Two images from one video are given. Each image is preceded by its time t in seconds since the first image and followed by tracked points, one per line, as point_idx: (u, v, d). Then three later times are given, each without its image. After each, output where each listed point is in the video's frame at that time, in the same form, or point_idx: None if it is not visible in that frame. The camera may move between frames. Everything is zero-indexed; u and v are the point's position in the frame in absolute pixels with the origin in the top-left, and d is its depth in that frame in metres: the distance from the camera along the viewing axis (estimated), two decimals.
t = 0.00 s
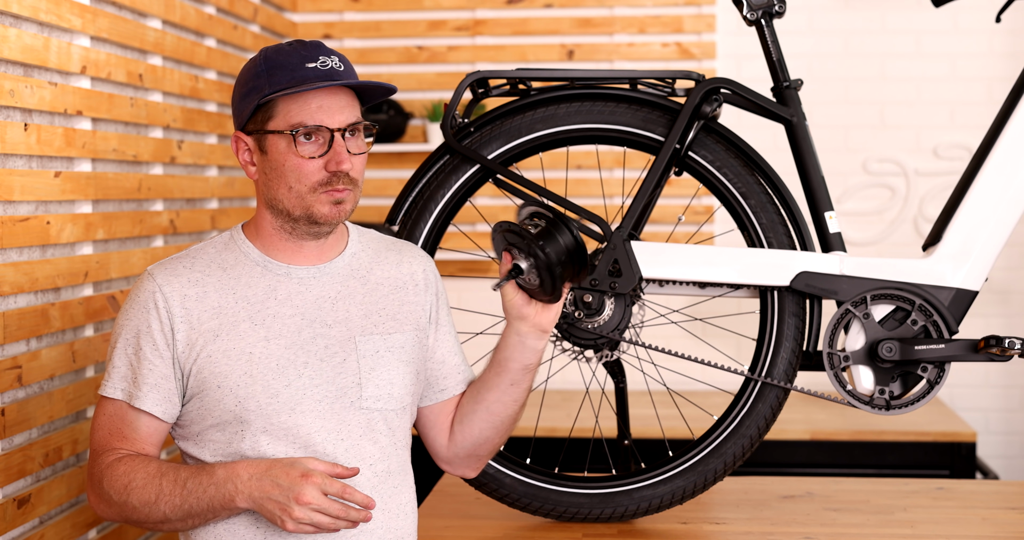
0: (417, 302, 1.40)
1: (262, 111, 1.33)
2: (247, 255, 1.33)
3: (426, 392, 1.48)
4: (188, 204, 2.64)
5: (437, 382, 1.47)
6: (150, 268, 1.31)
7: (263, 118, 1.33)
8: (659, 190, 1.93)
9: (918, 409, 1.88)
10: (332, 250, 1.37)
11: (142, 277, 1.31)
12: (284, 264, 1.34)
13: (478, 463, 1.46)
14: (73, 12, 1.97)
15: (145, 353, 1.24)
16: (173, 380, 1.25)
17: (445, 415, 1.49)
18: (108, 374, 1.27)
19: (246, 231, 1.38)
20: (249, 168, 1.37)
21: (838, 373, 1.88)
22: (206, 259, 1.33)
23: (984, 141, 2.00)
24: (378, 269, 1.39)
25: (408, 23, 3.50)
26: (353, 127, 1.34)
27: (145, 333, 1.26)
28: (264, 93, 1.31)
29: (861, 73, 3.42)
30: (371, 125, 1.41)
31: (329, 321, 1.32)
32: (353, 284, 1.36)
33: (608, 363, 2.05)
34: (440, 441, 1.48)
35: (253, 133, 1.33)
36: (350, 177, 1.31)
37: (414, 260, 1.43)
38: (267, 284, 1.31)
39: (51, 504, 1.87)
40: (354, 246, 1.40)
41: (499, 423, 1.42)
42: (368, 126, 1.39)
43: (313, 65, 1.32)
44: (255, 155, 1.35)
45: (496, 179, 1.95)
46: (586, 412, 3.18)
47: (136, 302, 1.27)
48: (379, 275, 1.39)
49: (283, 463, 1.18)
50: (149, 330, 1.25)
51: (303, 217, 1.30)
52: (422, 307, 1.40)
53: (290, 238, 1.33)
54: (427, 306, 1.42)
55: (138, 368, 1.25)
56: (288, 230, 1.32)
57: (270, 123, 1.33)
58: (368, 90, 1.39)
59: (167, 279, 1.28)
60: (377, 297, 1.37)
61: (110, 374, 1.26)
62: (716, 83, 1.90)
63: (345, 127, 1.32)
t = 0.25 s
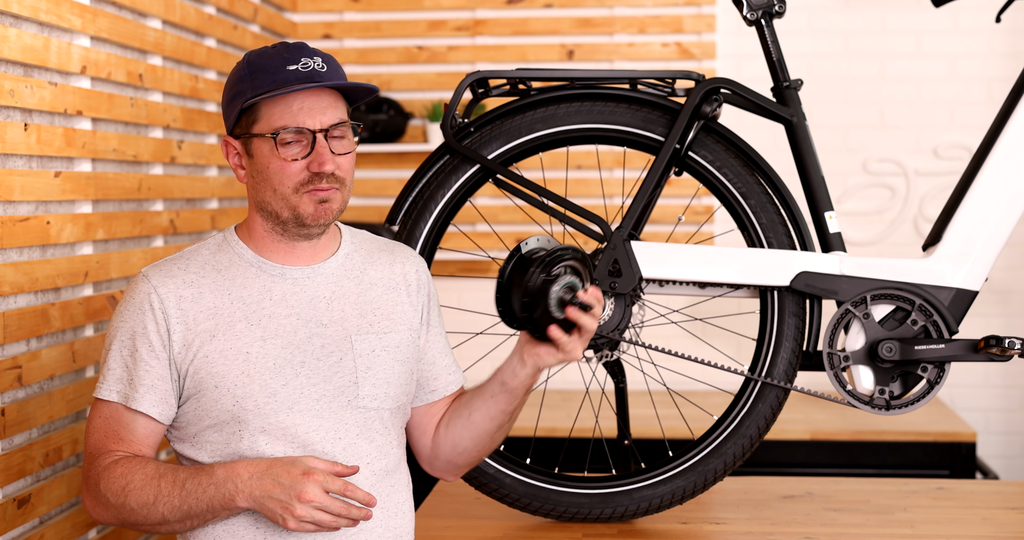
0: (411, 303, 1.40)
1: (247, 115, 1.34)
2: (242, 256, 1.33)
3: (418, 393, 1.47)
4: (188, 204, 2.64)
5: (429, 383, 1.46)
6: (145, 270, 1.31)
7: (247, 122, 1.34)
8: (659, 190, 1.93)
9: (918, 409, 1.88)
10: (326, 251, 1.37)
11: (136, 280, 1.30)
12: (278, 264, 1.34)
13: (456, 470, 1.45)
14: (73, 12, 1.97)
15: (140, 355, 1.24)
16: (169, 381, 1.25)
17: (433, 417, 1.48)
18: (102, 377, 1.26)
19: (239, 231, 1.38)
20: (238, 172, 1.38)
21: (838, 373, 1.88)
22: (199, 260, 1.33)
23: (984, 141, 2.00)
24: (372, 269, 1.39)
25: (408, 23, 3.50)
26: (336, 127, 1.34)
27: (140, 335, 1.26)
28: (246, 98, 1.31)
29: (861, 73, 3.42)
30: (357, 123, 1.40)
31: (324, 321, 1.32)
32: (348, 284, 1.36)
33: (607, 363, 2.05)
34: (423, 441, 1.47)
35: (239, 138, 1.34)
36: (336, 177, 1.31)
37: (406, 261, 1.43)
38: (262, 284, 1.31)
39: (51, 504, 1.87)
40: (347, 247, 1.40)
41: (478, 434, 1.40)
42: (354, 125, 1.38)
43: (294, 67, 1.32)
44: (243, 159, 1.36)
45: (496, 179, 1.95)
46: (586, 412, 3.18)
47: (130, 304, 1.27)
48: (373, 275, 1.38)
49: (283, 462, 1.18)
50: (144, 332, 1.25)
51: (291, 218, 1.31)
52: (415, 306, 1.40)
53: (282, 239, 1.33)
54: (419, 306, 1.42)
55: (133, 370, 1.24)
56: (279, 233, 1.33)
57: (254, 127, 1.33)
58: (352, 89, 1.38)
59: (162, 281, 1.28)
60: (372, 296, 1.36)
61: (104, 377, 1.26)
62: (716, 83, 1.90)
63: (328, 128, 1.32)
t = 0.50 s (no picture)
0: (411, 305, 1.40)
1: (241, 118, 1.34)
2: (242, 255, 1.34)
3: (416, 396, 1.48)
4: (188, 204, 2.64)
5: (426, 387, 1.47)
6: (146, 268, 1.31)
7: (241, 125, 1.35)
8: (659, 190, 1.93)
9: (918, 409, 1.88)
10: (325, 251, 1.37)
11: (138, 278, 1.31)
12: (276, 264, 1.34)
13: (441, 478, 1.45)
14: (73, 12, 1.97)
15: (141, 351, 1.24)
16: (169, 378, 1.25)
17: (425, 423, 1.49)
18: (103, 374, 1.26)
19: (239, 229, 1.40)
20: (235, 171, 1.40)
21: (838, 373, 1.88)
22: (201, 258, 1.33)
23: (984, 141, 2.00)
24: (373, 270, 1.39)
25: (408, 23, 3.50)
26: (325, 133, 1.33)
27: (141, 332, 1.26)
28: (238, 102, 1.32)
29: (861, 73, 3.42)
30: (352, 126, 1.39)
31: (325, 320, 1.32)
32: (348, 284, 1.36)
33: (607, 363, 2.05)
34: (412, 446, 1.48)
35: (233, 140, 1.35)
36: (323, 184, 1.31)
37: (409, 263, 1.43)
38: (263, 283, 1.31)
39: (51, 504, 1.87)
40: (348, 248, 1.40)
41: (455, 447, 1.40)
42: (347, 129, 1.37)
43: (284, 73, 1.31)
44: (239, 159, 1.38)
45: (495, 179, 1.95)
46: (587, 412, 3.18)
47: (131, 301, 1.27)
48: (374, 275, 1.39)
49: (282, 460, 1.19)
50: (144, 328, 1.25)
51: (278, 223, 1.31)
52: (415, 307, 1.41)
53: (273, 241, 1.34)
54: (419, 307, 1.42)
55: (133, 367, 1.24)
56: (268, 235, 1.34)
57: (246, 130, 1.34)
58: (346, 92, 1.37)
59: (163, 278, 1.28)
60: (373, 297, 1.36)
61: (105, 374, 1.26)
62: (716, 83, 1.90)
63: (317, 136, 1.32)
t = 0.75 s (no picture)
0: (417, 310, 1.41)
1: (253, 114, 1.36)
2: (252, 251, 1.34)
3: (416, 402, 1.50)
4: (188, 204, 2.64)
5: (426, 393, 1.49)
6: (157, 260, 1.32)
7: (253, 122, 1.36)
8: (659, 190, 1.93)
9: (917, 409, 1.87)
10: (336, 252, 1.38)
11: (149, 269, 1.32)
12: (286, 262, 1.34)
13: (435, 487, 1.46)
14: (73, 12, 1.97)
15: (148, 341, 1.25)
16: (175, 369, 1.26)
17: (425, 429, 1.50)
18: (111, 363, 1.27)
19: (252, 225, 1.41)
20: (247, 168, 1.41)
21: (838, 373, 1.88)
22: (211, 254, 1.34)
23: (984, 140, 2.00)
24: (382, 273, 1.40)
25: (408, 23, 3.50)
26: (334, 135, 1.34)
27: (150, 322, 1.26)
28: (250, 100, 1.33)
29: (861, 73, 3.42)
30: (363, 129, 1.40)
31: (332, 319, 1.32)
32: (357, 285, 1.36)
33: (607, 363, 2.05)
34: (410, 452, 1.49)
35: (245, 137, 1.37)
36: (329, 185, 1.32)
37: (418, 268, 1.43)
38: (271, 280, 1.32)
39: (51, 504, 1.87)
40: (358, 250, 1.41)
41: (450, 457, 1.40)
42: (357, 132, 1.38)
43: (296, 73, 1.32)
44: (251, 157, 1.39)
45: (496, 178, 1.95)
46: (586, 412, 3.18)
47: (142, 291, 1.28)
48: (383, 279, 1.39)
49: (282, 452, 1.18)
50: (153, 318, 1.26)
51: (282, 221, 1.33)
52: (421, 313, 1.41)
53: (280, 238, 1.35)
54: (426, 313, 1.42)
55: (141, 357, 1.25)
56: (275, 232, 1.35)
57: (258, 128, 1.35)
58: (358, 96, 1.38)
59: (174, 270, 1.29)
60: (381, 300, 1.37)
61: (113, 363, 1.27)
62: (716, 83, 1.90)
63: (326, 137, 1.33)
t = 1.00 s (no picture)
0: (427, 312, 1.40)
1: (259, 112, 1.38)
2: (261, 249, 1.37)
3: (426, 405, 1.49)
4: (188, 204, 2.64)
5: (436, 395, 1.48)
6: (168, 255, 1.36)
7: (258, 121, 1.39)
8: (659, 190, 1.93)
9: (917, 409, 1.87)
10: (345, 251, 1.39)
11: (160, 265, 1.36)
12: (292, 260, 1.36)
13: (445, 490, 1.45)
14: (73, 12, 1.97)
15: (152, 335, 1.28)
16: (177, 364, 1.29)
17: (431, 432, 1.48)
18: (119, 356, 1.31)
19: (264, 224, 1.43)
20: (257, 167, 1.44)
21: (838, 373, 1.88)
22: (221, 251, 1.37)
23: (984, 140, 2.00)
24: (392, 274, 1.40)
25: (408, 22, 3.50)
26: (335, 129, 1.36)
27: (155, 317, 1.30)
28: (252, 99, 1.36)
29: (861, 73, 3.42)
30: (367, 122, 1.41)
31: (336, 319, 1.33)
32: (365, 286, 1.37)
33: (608, 363, 2.05)
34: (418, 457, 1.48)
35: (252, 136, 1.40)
36: (332, 179, 1.34)
37: (431, 269, 1.44)
38: (278, 277, 1.34)
39: (51, 504, 1.87)
40: (370, 250, 1.41)
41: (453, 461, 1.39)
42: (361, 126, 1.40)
43: (295, 70, 1.34)
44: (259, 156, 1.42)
45: (496, 179, 1.95)
46: (587, 412, 3.18)
47: (151, 287, 1.32)
48: (392, 280, 1.39)
49: (276, 453, 1.20)
50: (158, 313, 1.29)
51: (288, 218, 1.35)
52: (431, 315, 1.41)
53: (288, 236, 1.37)
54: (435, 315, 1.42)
55: (145, 351, 1.28)
56: (283, 230, 1.37)
57: (262, 126, 1.38)
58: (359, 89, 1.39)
59: (182, 266, 1.33)
60: (389, 300, 1.37)
61: (120, 356, 1.31)
62: (716, 83, 1.90)
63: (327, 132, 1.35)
